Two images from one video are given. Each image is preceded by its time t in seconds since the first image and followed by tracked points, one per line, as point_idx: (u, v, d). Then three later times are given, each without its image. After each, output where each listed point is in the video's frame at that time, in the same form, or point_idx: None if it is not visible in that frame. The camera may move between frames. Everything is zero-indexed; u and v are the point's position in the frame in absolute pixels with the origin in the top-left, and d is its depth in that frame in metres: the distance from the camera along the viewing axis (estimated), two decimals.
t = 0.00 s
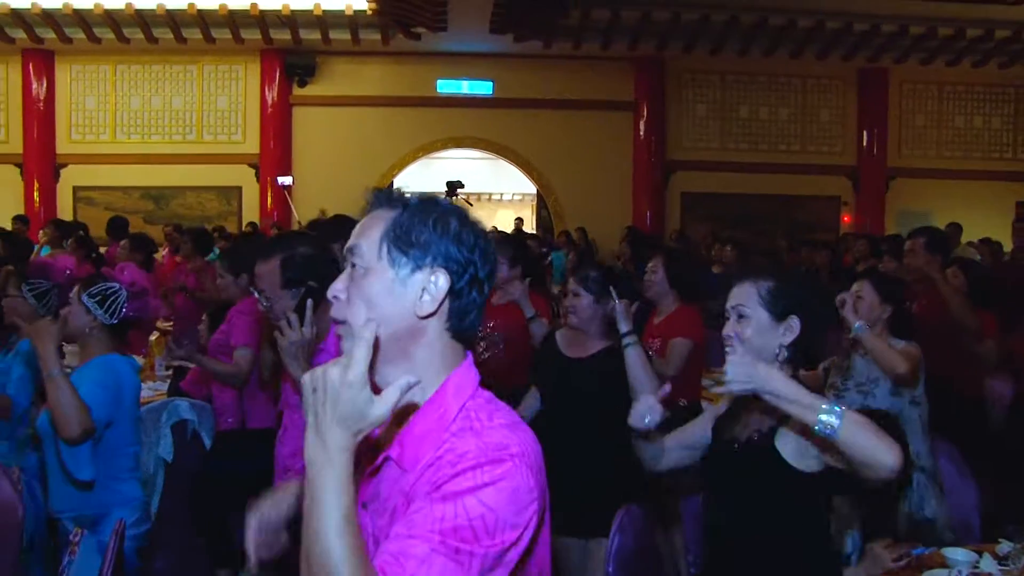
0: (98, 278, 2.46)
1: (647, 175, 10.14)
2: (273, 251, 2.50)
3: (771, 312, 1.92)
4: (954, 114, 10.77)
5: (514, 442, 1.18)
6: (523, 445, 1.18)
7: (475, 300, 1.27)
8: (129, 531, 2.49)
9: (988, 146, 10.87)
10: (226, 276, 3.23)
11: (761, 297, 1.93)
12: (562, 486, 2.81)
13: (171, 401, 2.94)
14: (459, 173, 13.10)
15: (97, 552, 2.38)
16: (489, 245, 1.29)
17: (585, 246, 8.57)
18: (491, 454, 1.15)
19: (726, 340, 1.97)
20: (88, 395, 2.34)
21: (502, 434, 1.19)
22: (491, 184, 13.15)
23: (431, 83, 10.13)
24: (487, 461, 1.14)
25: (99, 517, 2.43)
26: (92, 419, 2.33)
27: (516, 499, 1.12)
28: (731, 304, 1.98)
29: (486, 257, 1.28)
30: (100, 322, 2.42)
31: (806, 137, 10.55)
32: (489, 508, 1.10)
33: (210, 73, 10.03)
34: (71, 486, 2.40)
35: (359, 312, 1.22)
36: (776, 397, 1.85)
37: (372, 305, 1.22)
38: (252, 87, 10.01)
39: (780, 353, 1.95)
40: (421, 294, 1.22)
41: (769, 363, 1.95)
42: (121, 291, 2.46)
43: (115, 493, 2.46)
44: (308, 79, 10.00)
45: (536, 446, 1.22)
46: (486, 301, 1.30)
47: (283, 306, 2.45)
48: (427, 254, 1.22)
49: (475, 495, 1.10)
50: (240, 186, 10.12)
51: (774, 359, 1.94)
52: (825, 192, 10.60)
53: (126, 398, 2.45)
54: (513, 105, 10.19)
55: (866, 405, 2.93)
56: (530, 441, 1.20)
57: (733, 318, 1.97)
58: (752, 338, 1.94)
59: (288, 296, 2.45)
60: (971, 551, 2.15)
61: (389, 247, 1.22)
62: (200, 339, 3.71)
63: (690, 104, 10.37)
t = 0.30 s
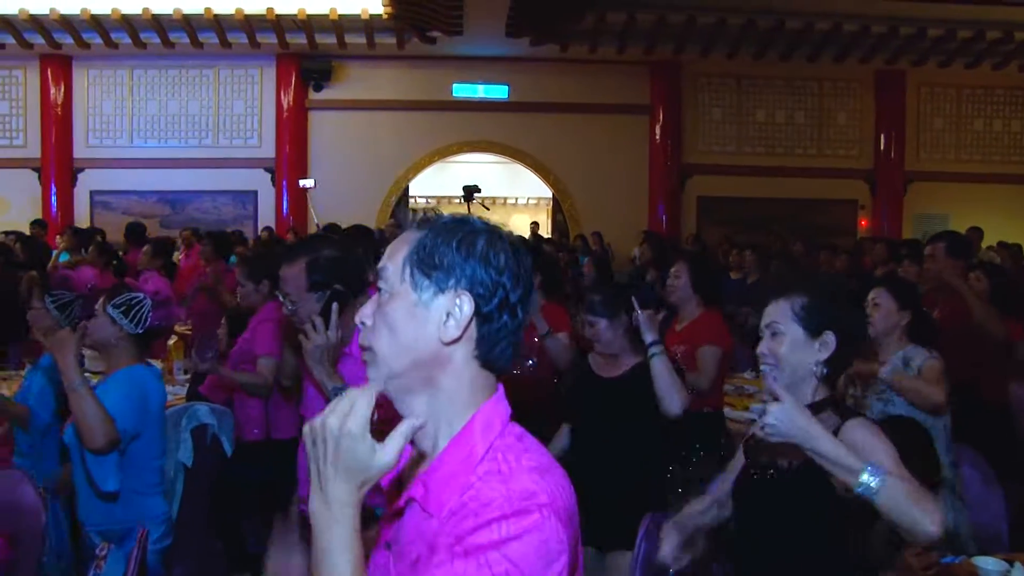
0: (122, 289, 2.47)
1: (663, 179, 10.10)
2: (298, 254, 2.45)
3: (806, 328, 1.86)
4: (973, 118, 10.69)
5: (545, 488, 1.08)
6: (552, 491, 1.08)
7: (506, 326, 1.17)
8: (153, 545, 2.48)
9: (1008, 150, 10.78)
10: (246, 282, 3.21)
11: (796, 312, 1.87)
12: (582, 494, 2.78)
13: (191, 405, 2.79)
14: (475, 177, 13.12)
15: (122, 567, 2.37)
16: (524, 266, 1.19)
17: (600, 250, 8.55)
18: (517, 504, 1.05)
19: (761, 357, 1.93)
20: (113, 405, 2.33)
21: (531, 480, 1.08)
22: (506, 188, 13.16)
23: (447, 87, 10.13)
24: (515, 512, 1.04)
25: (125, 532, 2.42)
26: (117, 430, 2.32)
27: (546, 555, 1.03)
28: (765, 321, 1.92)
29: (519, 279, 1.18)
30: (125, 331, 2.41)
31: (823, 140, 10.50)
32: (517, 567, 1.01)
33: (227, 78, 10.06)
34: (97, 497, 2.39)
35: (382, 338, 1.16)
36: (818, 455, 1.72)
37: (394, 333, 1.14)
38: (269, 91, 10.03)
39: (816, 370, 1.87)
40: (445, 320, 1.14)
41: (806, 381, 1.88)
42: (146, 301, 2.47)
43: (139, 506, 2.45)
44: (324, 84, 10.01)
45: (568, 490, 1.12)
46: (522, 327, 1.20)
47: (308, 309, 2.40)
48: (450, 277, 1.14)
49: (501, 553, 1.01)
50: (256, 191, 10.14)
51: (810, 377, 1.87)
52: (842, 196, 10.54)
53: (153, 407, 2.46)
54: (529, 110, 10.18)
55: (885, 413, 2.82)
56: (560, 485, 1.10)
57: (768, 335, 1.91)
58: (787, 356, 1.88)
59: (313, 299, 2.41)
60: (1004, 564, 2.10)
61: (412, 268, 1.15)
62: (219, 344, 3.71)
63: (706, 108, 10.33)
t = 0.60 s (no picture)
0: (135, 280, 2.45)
1: (675, 178, 10.08)
2: (324, 253, 2.39)
3: (835, 321, 1.84)
4: (986, 117, 10.63)
5: (582, 465, 1.00)
6: (591, 468, 1.00)
7: (535, 293, 1.10)
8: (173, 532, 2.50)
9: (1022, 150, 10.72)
10: (263, 280, 3.20)
11: (825, 304, 1.85)
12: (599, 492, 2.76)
13: (207, 405, 2.73)
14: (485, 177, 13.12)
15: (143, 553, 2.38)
16: (547, 227, 1.11)
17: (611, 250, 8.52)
18: (555, 478, 0.97)
19: (790, 349, 1.87)
20: (138, 394, 2.33)
21: (567, 455, 1.01)
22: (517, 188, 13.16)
23: (458, 87, 10.12)
24: (554, 487, 0.96)
25: (143, 520, 2.43)
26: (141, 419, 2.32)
27: (589, 530, 0.95)
28: (794, 312, 1.90)
29: (542, 241, 1.10)
30: (142, 323, 2.40)
31: (836, 140, 10.45)
32: (560, 544, 0.93)
33: (239, 78, 10.07)
34: (119, 485, 2.39)
35: (404, 314, 1.10)
36: (852, 424, 1.66)
37: (414, 308, 1.08)
38: (280, 91, 10.03)
39: (844, 363, 1.86)
40: (466, 294, 1.07)
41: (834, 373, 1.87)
42: (159, 290, 2.44)
43: (162, 493, 2.46)
44: (335, 84, 10.02)
45: (606, 467, 1.04)
46: (553, 295, 1.13)
47: (333, 309, 2.33)
48: (468, 246, 1.06)
49: (542, 530, 0.93)
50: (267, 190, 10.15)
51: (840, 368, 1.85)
52: (855, 196, 10.49)
53: (175, 398, 2.45)
54: (541, 109, 10.16)
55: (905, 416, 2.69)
56: (598, 462, 1.02)
57: (797, 327, 1.89)
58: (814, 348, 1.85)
59: (338, 299, 2.34)
60: None
61: (428, 240, 1.08)
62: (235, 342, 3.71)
63: (718, 108, 10.30)
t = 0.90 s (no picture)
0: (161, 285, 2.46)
1: (693, 178, 10.04)
2: (354, 253, 2.31)
3: (878, 322, 1.84)
4: (1008, 116, 10.53)
5: (628, 513, 1.00)
6: (637, 515, 1.00)
7: (581, 333, 1.09)
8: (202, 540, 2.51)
9: None
10: (283, 285, 3.21)
11: (868, 304, 1.84)
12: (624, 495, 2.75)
13: (231, 404, 2.75)
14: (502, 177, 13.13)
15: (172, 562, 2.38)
16: (604, 270, 1.11)
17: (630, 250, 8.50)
18: (600, 533, 0.98)
19: (829, 348, 1.89)
20: (166, 405, 2.32)
21: (613, 502, 1.01)
22: (534, 187, 13.16)
23: (475, 87, 10.12)
24: (599, 544, 0.97)
25: (173, 528, 2.42)
26: (173, 428, 2.32)
27: None
28: (835, 312, 1.89)
29: (598, 286, 1.10)
30: (168, 328, 2.41)
31: (855, 139, 10.38)
32: None
33: (257, 78, 10.10)
34: (150, 496, 2.39)
35: (442, 327, 1.07)
36: (893, 427, 1.69)
37: (455, 323, 1.06)
38: (298, 91, 10.05)
39: (886, 363, 1.86)
40: (510, 319, 1.05)
41: (875, 372, 1.87)
42: (184, 295, 2.45)
43: (191, 503, 2.46)
44: (353, 83, 10.03)
45: (652, 507, 1.04)
46: (597, 339, 1.12)
47: (364, 309, 2.24)
48: (522, 271, 1.06)
49: None
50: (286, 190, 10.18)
51: (878, 371, 1.86)
52: (875, 196, 10.43)
53: (205, 404, 2.45)
54: (558, 109, 10.14)
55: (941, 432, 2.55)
56: (641, 506, 1.02)
57: (838, 327, 1.88)
58: (857, 348, 1.85)
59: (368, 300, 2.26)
60: None
61: (482, 256, 1.07)
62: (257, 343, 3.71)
63: (736, 107, 10.26)
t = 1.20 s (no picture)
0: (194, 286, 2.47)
1: (714, 178, 10.00)
2: (387, 253, 2.27)
3: (921, 335, 1.83)
4: None
5: (674, 521, 0.99)
6: (685, 524, 0.99)
7: (637, 326, 1.07)
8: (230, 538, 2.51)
9: None
10: (308, 278, 3.18)
11: (910, 318, 1.83)
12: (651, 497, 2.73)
13: (256, 404, 2.70)
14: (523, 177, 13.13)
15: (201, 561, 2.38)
16: (660, 261, 1.09)
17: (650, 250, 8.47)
18: (647, 541, 0.97)
19: (872, 364, 1.89)
20: (193, 404, 2.32)
21: (660, 511, 1.00)
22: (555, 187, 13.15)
23: (496, 87, 10.11)
24: (644, 551, 0.96)
25: (203, 528, 2.43)
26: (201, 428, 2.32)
27: None
28: (878, 326, 1.89)
29: (653, 277, 1.08)
30: (199, 329, 2.42)
31: (878, 138, 10.30)
32: None
33: (278, 78, 10.12)
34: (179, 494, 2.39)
35: (491, 324, 1.06)
36: (932, 447, 1.67)
37: (505, 320, 1.05)
38: (318, 92, 10.07)
39: (931, 377, 1.85)
40: (565, 315, 1.04)
41: (921, 388, 1.85)
42: (216, 297, 2.46)
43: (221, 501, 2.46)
44: (373, 84, 10.04)
45: (699, 516, 1.03)
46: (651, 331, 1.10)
47: (396, 311, 2.20)
48: (577, 264, 1.04)
49: None
50: (307, 190, 10.20)
51: (922, 385, 1.85)
52: (899, 196, 10.33)
53: (232, 404, 2.45)
54: (578, 109, 10.12)
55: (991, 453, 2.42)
56: (690, 514, 1.01)
57: (880, 341, 1.88)
58: (901, 362, 1.84)
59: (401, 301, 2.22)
60: None
61: (535, 250, 1.05)
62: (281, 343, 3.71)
63: (758, 107, 10.20)
